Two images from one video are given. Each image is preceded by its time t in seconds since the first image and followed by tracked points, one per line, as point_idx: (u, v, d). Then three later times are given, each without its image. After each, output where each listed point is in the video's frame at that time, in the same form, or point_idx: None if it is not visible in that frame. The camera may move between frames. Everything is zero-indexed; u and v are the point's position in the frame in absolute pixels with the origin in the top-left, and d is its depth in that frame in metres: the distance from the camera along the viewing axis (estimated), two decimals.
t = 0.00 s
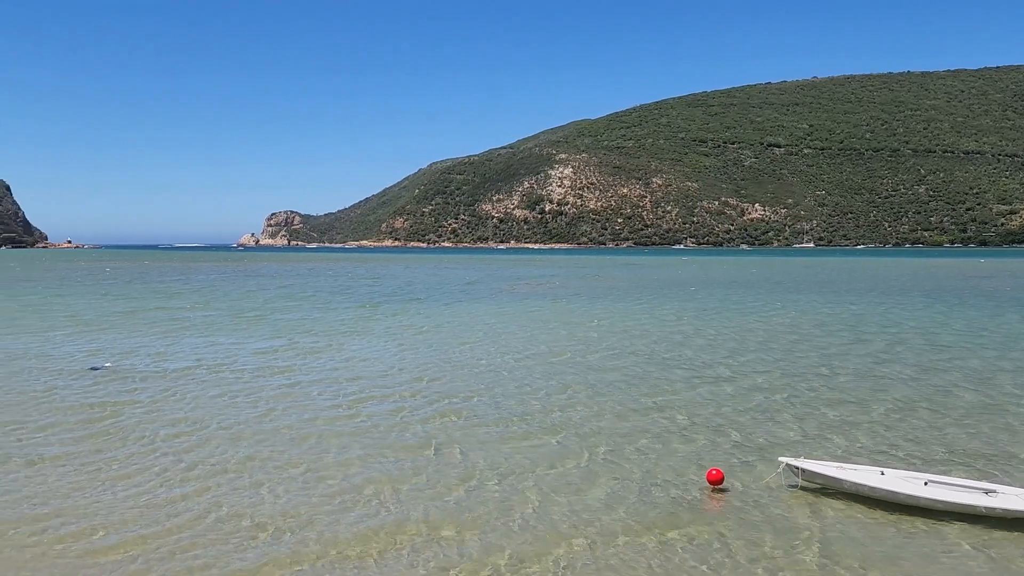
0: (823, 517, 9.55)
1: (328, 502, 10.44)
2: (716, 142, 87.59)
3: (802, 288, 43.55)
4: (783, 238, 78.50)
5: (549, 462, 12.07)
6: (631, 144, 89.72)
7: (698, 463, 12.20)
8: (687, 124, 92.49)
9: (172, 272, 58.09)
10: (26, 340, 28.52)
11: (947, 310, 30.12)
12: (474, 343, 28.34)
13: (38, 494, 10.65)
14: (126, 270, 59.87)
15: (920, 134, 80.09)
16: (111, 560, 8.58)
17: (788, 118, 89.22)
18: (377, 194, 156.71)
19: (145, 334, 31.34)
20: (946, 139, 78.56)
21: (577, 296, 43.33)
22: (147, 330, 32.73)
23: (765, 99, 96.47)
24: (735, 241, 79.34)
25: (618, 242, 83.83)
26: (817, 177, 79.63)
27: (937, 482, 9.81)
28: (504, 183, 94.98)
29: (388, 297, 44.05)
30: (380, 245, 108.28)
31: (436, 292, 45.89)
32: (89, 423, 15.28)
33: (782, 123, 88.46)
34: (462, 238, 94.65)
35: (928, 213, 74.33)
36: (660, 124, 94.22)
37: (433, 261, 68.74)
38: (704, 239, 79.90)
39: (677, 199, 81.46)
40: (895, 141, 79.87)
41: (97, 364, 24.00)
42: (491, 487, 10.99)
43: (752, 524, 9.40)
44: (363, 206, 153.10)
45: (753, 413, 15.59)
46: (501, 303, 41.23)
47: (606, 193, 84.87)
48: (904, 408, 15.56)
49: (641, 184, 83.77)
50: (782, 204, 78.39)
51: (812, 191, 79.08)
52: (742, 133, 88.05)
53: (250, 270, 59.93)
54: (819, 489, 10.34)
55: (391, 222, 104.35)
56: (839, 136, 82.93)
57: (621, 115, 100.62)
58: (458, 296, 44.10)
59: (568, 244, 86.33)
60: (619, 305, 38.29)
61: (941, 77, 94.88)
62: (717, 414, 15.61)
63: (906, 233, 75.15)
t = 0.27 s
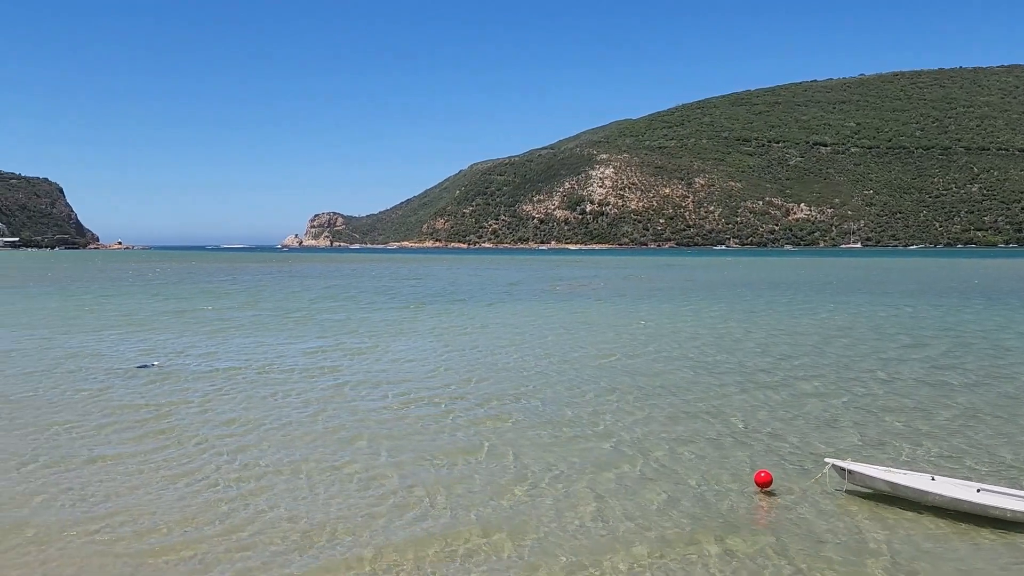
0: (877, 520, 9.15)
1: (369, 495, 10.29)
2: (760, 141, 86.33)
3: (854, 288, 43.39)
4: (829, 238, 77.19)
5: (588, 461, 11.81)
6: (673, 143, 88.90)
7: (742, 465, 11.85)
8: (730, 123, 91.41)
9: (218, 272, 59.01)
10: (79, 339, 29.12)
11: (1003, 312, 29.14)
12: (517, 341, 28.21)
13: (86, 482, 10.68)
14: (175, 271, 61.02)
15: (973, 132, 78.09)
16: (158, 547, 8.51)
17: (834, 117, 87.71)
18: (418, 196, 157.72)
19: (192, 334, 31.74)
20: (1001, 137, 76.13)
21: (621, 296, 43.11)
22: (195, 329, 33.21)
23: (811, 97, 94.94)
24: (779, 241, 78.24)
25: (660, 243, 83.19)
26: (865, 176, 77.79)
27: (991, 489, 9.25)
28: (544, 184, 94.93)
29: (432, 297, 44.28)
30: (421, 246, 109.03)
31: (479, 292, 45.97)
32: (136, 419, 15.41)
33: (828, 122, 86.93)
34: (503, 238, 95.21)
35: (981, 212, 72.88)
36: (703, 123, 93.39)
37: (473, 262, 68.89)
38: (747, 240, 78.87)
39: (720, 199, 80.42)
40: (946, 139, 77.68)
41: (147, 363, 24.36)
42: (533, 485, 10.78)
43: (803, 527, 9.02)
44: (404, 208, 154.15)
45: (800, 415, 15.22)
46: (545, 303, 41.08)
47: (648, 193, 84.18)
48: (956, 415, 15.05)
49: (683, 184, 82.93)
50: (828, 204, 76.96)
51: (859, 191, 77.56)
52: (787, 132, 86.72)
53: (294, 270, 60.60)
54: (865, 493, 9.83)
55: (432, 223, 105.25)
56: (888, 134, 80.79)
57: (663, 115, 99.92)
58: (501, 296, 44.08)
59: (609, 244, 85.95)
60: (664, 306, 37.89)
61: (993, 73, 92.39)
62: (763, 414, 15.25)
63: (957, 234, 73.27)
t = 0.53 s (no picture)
0: (929, 526, 8.93)
1: (411, 496, 10.30)
2: (803, 140, 84.93)
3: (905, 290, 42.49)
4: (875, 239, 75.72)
5: (631, 464, 11.73)
6: (715, 144, 87.95)
7: (788, 470, 11.68)
8: (774, 123, 90.16)
9: (263, 273, 59.89)
10: (130, 339, 29.73)
11: None
12: (559, 343, 28.16)
13: (138, 480, 10.83)
14: (221, 272, 62.08)
15: None
16: (209, 544, 8.59)
17: (880, 116, 85.95)
18: (457, 198, 158.20)
19: (239, 334, 32.21)
20: None
21: (665, 298, 42.74)
22: (242, 329, 33.72)
23: (857, 96, 93.28)
24: (824, 242, 76.92)
25: (702, 245, 82.40)
26: (913, 176, 75.93)
27: None
28: (584, 185, 94.74)
29: (475, 298, 44.42)
30: (461, 247, 109.55)
31: (521, 294, 45.96)
32: (186, 419, 15.68)
33: (875, 121, 85.18)
34: (543, 240, 95.42)
35: None
36: (745, 124, 92.37)
37: (513, 263, 68.99)
38: (791, 241, 77.68)
39: (763, 200, 79.26)
40: (998, 137, 75.21)
41: (195, 363, 24.78)
42: (576, 487, 10.72)
43: (853, 532, 8.84)
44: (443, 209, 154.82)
45: (847, 420, 14.98)
46: (588, 304, 40.91)
47: (689, 194, 83.32)
48: (1012, 423, 14.62)
49: (725, 185, 81.97)
50: (875, 205, 75.36)
51: (907, 191, 75.59)
52: (832, 132, 85.22)
53: (336, 271, 61.30)
54: (913, 502, 9.57)
55: (473, 225, 105.84)
56: (937, 133, 78.86)
57: (705, 115, 98.98)
58: (544, 298, 44.01)
59: (649, 245, 85.34)
60: (709, 308, 37.44)
61: None
62: (808, 419, 15.03)
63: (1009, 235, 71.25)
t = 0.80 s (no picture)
0: (982, 536, 8.32)
1: (437, 497, 9.99)
2: (847, 140, 83.47)
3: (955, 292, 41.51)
4: (921, 241, 74.20)
5: (681, 469, 11.37)
6: (756, 144, 86.90)
7: (843, 477, 11.25)
8: (816, 123, 88.79)
9: (304, 274, 60.61)
10: (176, 339, 30.14)
11: None
12: (602, 345, 27.89)
13: (176, 475, 10.77)
14: (263, 273, 62.89)
15: None
16: (229, 538, 8.40)
17: (927, 115, 84.08)
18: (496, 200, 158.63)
19: (282, 334, 32.57)
20: None
21: (707, 300, 42.28)
22: (285, 330, 34.09)
23: (903, 95, 91.47)
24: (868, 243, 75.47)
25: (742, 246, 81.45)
26: (961, 176, 74.01)
27: None
28: (622, 186, 94.34)
29: (516, 300, 44.41)
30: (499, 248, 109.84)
31: (562, 296, 45.74)
32: (225, 419, 15.69)
33: (922, 120, 83.36)
34: (581, 241, 95.28)
35: None
36: (787, 123, 91.12)
37: (550, 264, 68.95)
38: (834, 242, 76.39)
39: (805, 200, 77.98)
40: None
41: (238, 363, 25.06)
42: (625, 491, 10.39)
43: (899, 541, 8.27)
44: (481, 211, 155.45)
45: (902, 427, 14.47)
46: (630, 306, 40.55)
47: (729, 194, 82.28)
48: None
49: (767, 185, 80.91)
50: (921, 205, 73.74)
51: (955, 190, 73.71)
52: (877, 131, 83.66)
53: (375, 272, 61.78)
54: (964, 512, 8.96)
55: (511, 226, 106.19)
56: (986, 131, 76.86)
57: (746, 115, 97.85)
58: (585, 300, 43.82)
59: (688, 247, 84.51)
60: (753, 311, 36.85)
61: None
62: (860, 425, 14.55)
63: None
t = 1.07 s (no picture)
0: None
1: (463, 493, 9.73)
2: (891, 140, 81.90)
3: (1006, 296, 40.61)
4: (968, 243, 72.72)
5: (718, 470, 10.96)
6: (797, 145, 85.71)
7: (889, 480, 10.73)
8: (859, 123, 87.33)
9: (342, 276, 61.08)
10: (220, 339, 30.46)
11: None
12: (640, 349, 27.57)
13: (206, 468, 10.70)
14: (303, 274, 63.44)
15: None
16: (252, 528, 8.25)
17: (975, 114, 82.19)
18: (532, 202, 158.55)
19: (321, 335, 32.82)
20: None
21: (748, 303, 41.71)
22: (326, 330, 34.34)
23: (949, 95, 89.59)
24: (912, 246, 74.02)
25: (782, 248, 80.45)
26: (1010, 177, 72.28)
27: None
28: (660, 188, 93.68)
29: (555, 301, 44.28)
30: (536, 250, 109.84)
31: (601, 298, 45.47)
32: (262, 420, 15.71)
33: (969, 120, 81.51)
34: (618, 243, 95.06)
35: None
36: (829, 124, 89.74)
37: (587, 266, 68.79)
38: (877, 245, 75.11)
39: (847, 202, 76.72)
40: None
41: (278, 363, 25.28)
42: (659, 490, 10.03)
43: (949, 548, 7.77)
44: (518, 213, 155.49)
45: (963, 435, 13.88)
46: (671, 309, 40.15)
47: (769, 196, 80.84)
48: None
49: (807, 187, 79.48)
50: (968, 207, 72.25)
51: (1003, 191, 72.15)
52: (922, 131, 82.05)
53: (412, 274, 62.01)
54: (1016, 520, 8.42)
55: (547, 228, 106.31)
56: None
57: (786, 116, 96.53)
58: (625, 302, 43.52)
59: (727, 249, 83.56)
60: (797, 314, 36.23)
61: None
62: (908, 433, 13.98)
63: None
